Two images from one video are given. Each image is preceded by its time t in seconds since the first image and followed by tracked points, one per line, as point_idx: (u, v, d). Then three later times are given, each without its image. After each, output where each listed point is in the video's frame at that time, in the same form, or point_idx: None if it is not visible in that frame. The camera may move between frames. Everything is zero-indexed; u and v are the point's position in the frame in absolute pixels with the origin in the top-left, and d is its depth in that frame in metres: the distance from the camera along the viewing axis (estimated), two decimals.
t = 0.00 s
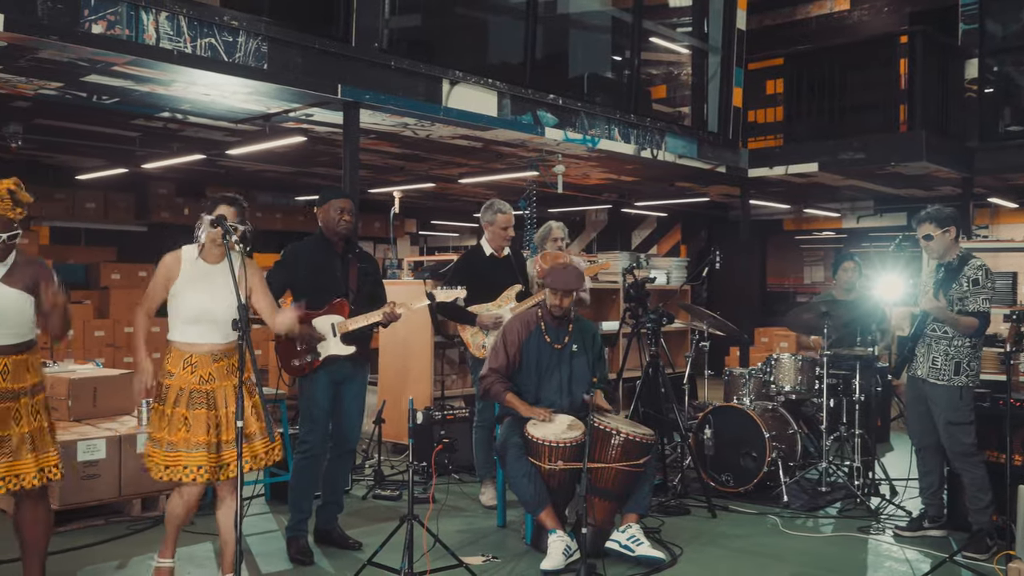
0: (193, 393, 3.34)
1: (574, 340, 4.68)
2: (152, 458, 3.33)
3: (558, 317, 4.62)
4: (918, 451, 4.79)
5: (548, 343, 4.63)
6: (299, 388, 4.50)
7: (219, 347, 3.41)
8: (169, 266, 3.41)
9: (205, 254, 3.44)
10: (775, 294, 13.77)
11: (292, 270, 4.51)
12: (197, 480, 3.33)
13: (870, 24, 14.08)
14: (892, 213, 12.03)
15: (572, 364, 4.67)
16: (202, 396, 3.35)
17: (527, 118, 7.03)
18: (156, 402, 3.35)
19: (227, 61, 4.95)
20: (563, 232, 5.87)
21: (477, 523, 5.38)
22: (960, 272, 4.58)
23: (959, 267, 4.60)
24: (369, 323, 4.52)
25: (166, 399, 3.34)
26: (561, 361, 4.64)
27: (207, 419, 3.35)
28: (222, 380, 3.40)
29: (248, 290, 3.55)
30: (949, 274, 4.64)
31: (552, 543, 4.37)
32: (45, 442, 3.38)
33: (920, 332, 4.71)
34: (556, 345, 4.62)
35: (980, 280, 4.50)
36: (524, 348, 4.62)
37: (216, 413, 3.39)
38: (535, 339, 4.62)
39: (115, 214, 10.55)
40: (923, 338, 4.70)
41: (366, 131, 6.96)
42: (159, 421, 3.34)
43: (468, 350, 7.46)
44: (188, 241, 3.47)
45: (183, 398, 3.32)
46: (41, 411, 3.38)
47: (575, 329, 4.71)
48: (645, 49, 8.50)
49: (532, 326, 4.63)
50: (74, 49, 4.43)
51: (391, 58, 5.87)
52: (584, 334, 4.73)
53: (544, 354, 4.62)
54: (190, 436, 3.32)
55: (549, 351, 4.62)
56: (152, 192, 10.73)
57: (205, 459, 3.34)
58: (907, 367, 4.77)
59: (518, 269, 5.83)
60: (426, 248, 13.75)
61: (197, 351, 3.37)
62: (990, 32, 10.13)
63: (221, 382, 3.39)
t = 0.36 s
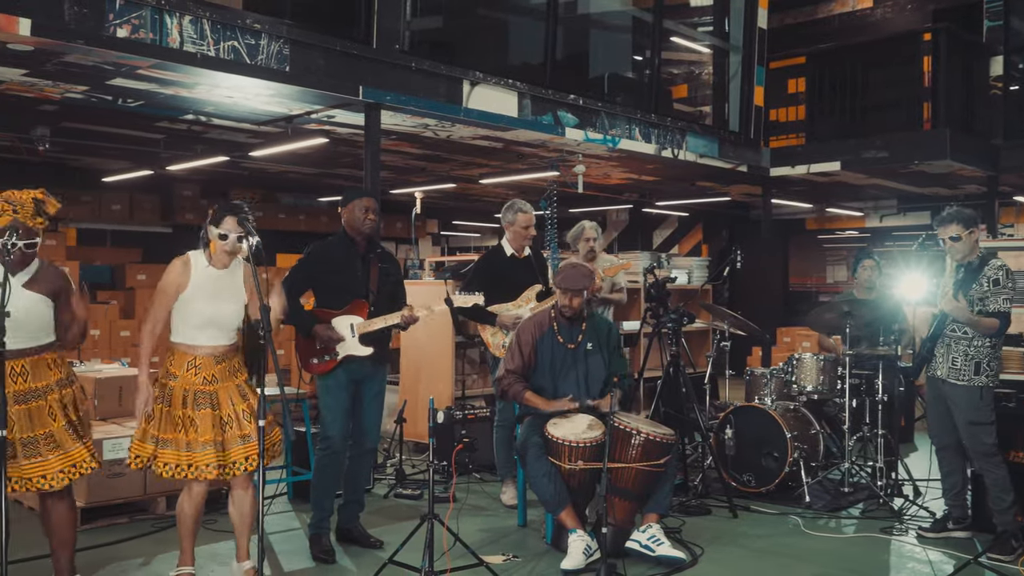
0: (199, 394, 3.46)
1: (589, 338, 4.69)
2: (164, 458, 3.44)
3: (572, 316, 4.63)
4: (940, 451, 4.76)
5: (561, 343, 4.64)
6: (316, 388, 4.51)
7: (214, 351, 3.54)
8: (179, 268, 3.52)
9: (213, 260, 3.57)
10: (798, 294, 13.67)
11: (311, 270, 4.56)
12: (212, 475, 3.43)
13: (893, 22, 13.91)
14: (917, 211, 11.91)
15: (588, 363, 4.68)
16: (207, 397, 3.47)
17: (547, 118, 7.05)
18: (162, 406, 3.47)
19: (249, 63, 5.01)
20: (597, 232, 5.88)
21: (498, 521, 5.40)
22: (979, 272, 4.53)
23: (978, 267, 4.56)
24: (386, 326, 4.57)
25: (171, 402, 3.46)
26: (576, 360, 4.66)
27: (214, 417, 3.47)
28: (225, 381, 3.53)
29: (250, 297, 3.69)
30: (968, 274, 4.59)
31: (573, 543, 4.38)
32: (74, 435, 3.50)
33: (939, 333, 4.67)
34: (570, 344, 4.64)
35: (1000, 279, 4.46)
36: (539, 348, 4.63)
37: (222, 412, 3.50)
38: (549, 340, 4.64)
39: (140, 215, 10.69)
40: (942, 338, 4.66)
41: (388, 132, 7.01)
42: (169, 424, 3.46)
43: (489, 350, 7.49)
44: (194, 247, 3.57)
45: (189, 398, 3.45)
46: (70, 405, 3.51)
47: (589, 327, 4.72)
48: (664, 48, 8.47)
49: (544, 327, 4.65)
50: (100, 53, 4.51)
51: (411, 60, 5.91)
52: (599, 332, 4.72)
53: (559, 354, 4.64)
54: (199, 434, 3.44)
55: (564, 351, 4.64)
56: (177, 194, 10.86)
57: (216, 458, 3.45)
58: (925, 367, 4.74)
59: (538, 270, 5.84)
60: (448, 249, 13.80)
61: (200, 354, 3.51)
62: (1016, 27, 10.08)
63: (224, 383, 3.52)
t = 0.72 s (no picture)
0: (217, 382, 3.59)
1: (612, 337, 4.69)
2: (170, 437, 3.57)
3: (595, 315, 4.64)
4: (965, 452, 4.73)
5: (585, 342, 4.65)
6: (332, 388, 4.57)
7: (250, 340, 3.67)
8: (194, 270, 3.64)
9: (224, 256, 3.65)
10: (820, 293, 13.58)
11: (328, 271, 4.59)
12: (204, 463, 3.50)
13: (917, 19, 13.75)
14: (941, 210, 11.79)
15: (610, 362, 4.69)
16: (226, 386, 3.59)
17: (567, 118, 7.05)
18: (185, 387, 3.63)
19: (271, 65, 5.07)
20: (622, 234, 5.86)
21: (518, 521, 5.42)
22: (1004, 269, 4.48)
23: (1005, 263, 4.50)
24: (401, 330, 4.60)
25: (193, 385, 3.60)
26: (599, 358, 4.66)
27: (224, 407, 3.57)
28: (246, 372, 3.64)
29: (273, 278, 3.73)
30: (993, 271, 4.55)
31: (593, 542, 4.38)
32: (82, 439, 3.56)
33: (965, 331, 4.63)
34: (594, 343, 4.64)
35: None
36: (562, 349, 4.64)
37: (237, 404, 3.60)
38: (572, 339, 4.65)
39: (165, 217, 10.83)
40: (968, 336, 4.63)
41: (408, 133, 7.05)
42: (182, 406, 3.60)
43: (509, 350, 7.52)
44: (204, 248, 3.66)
45: (208, 384, 3.57)
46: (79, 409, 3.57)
47: (613, 327, 4.72)
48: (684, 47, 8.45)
49: (568, 327, 4.65)
50: (123, 56, 4.57)
51: (432, 61, 5.95)
52: (622, 332, 4.73)
53: (582, 352, 4.64)
54: (204, 419, 3.54)
55: (587, 350, 4.64)
56: (201, 195, 10.99)
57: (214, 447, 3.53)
58: (952, 366, 4.72)
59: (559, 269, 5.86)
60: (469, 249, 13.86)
61: (228, 341, 3.65)
62: None
63: (247, 373, 3.63)
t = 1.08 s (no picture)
0: (241, 382, 3.78)
1: (633, 334, 4.71)
2: (209, 440, 3.75)
3: (618, 309, 4.67)
4: (991, 453, 4.69)
5: (608, 338, 4.66)
6: (348, 389, 4.65)
7: (261, 340, 3.87)
8: (223, 262, 3.84)
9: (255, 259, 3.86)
10: (843, 293, 13.47)
11: (344, 272, 4.63)
12: (250, 459, 3.72)
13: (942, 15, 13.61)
14: (965, 208, 11.66)
15: (632, 359, 4.70)
16: (250, 384, 3.79)
17: (587, 118, 7.05)
18: (209, 395, 3.77)
19: (293, 68, 5.13)
20: (631, 233, 5.87)
21: (539, 520, 5.43)
22: None
23: None
24: (416, 332, 4.63)
25: (217, 390, 3.75)
26: (621, 355, 4.67)
27: (254, 405, 3.78)
28: (265, 368, 3.85)
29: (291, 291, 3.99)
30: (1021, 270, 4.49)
31: (613, 543, 4.39)
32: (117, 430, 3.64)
33: (993, 331, 4.59)
34: (617, 339, 4.66)
35: None
36: (585, 344, 4.64)
37: (263, 400, 3.82)
38: (596, 335, 4.65)
39: (190, 218, 10.95)
40: (997, 336, 4.59)
41: (429, 134, 7.09)
42: (212, 411, 3.76)
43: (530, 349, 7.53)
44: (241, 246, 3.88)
45: (234, 385, 3.75)
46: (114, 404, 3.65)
47: (635, 324, 4.75)
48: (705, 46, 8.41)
49: (591, 322, 4.66)
50: (148, 60, 4.63)
51: (452, 62, 5.98)
52: (643, 329, 4.76)
53: (605, 348, 4.65)
54: (241, 419, 3.73)
55: (610, 345, 4.65)
56: (225, 197, 11.11)
57: (258, 442, 3.76)
58: (979, 365, 4.68)
59: (579, 269, 5.87)
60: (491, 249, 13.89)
61: (241, 341, 3.83)
62: None
63: (265, 369, 3.84)
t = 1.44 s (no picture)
0: (249, 380, 3.85)
1: (656, 332, 4.71)
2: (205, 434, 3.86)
3: (641, 307, 4.68)
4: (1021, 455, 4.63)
5: (631, 335, 4.67)
6: (365, 389, 4.70)
7: (272, 340, 3.94)
8: (224, 269, 3.93)
9: (254, 261, 3.93)
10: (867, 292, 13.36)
11: (357, 274, 4.66)
12: (238, 455, 3.81)
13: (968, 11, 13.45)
14: (991, 207, 11.52)
15: (654, 357, 4.70)
16: (257, 383, 3.86)
17: (609, 119, 7.05)
18: (218, 386, 3.90)
19: (315, 70, 5.18)
20: (642, 233, 5.86)
21: (560, 520, 5.44)
22: None
23: None
24: (431, 331, 4.66)
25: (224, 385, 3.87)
26: (644, 352, 4.68)
27: (256, 403, 3.85)
28: (274, 368, 3.90)
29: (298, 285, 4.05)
30: None
31: (634, 542, 4.40)
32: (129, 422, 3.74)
33: None
34: (639, 337, 4.66)
35: None
36: (612, 341, 4.65)
37: (268, 398, 3.89)
38: (620, 332, 4.66)
39: (214, 220, 11.08)
40: None
41: (450, 135, 7.13)
42: (216, 404, 3.88)
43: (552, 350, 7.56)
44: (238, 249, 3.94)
45: (239, 382, 3.84)
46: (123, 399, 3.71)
47: (657, 322, 4.75)
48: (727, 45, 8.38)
49: (615, 320, 4.67)
50: (172, 64, 4.70)
51: (473, 64, 6.00)
52: (665, 328, 4.74)
53: (628, 347, 4.66)
54: (238, 416, 3.83)
55: (633, 343, 4.66)
56: (249, 199, 11.24)
57: (250, 441, 3.83)
58: (1012, 366, 4.60)
59: (600, 270, 5.88)
60: (513, 249, 13.94)
61: (252, 342, 3.90)
62: None
63: (274, 370, 3.90)
